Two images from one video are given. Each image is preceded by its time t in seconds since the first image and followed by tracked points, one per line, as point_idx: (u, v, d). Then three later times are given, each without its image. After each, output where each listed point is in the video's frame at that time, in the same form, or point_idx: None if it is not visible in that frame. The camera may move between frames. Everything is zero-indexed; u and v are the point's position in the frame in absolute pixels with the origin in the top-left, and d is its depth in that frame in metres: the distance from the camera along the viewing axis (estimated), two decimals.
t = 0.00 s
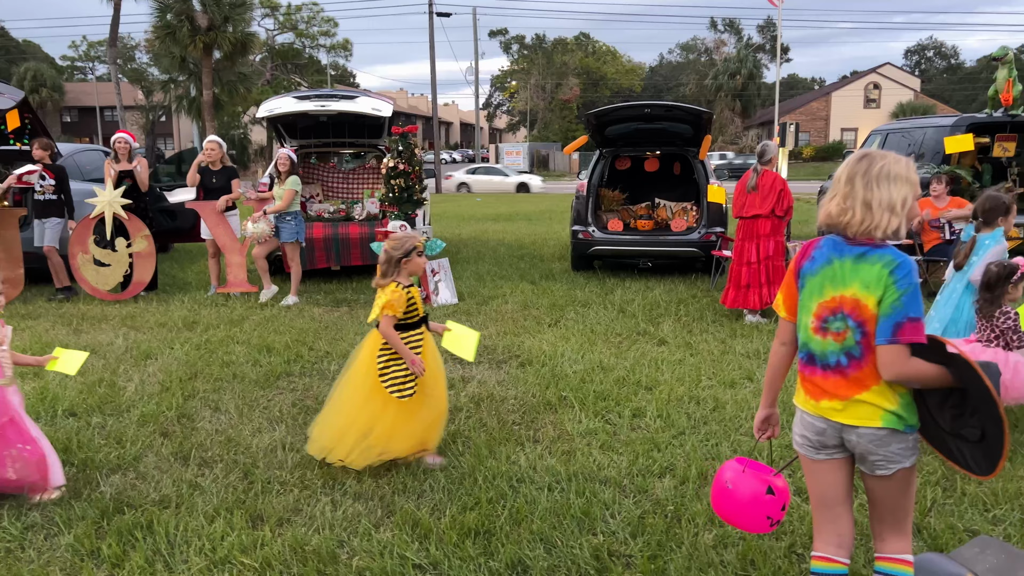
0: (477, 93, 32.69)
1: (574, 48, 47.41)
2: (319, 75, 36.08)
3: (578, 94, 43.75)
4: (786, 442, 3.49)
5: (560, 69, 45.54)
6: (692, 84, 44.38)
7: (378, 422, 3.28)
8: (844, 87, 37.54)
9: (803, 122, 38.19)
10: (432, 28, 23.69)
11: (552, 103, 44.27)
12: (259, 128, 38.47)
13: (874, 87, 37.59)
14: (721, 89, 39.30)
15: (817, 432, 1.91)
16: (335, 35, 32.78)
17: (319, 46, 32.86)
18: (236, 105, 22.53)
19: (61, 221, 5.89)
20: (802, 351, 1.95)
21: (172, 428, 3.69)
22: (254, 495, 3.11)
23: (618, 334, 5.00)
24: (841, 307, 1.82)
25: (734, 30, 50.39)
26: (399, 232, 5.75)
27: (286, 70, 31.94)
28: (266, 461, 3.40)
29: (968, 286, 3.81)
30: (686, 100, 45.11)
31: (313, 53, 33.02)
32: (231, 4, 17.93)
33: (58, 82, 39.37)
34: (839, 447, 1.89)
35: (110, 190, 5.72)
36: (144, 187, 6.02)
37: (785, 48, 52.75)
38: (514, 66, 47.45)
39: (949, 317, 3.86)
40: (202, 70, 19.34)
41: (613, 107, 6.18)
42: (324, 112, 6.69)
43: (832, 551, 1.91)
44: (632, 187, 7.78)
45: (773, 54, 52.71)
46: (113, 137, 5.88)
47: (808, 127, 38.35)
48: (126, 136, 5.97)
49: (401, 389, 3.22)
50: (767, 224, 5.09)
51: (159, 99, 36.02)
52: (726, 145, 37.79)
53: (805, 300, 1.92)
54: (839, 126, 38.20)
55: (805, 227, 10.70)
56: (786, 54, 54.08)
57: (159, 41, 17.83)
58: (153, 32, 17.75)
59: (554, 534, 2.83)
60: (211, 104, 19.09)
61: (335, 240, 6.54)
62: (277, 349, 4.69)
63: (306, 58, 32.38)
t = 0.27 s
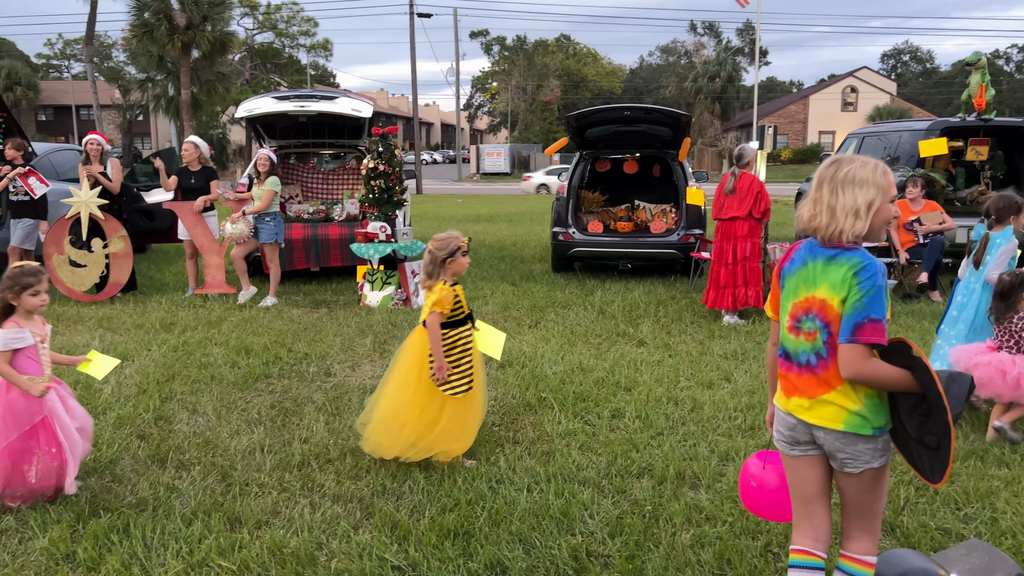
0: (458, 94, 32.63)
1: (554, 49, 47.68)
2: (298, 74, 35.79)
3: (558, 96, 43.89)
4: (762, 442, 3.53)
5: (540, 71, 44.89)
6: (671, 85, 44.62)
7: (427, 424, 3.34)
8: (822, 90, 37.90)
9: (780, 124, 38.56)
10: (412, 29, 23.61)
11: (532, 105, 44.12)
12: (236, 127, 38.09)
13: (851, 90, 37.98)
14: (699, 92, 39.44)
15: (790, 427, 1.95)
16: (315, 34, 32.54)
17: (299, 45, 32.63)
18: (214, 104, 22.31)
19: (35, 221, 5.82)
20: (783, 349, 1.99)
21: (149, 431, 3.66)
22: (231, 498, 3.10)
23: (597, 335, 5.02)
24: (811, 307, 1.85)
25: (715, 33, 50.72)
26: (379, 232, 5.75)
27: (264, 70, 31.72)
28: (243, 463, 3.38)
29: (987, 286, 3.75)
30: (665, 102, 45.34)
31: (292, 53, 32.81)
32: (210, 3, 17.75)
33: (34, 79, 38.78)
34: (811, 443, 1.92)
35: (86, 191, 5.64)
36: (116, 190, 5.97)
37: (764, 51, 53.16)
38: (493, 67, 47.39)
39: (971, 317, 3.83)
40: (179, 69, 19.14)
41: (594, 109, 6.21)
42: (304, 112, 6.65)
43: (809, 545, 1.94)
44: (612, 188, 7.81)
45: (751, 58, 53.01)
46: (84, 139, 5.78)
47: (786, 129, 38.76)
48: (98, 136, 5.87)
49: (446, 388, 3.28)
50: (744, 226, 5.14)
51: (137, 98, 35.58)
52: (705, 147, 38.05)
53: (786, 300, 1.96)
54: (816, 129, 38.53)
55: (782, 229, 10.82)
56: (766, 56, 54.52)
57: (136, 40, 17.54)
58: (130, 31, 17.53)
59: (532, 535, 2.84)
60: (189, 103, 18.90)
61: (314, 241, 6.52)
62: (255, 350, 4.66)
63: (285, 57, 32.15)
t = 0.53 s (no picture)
0: (435, 97, 32.58)
1: (530, 53, 47.95)
2: (273, 75, 35.46)
3: (533, 100, 43.93)
4: (734, 444, 3.56)
5: (515, 75, 44.57)
6: (647, 90, 44.95)
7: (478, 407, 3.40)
8: (794, 96, 38.36)
9: (752, 129, 39.00)
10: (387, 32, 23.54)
11: (509, 108, 43.96)
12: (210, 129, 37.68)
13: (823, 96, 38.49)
14: (673, 97, 39.77)
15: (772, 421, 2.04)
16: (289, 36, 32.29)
17: (273, 47, 32.39)
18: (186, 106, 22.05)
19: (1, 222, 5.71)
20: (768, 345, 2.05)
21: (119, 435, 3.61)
22: (202, 502, 3.06)
23: (573, 338, 5.04)
24: (787, 305, 1.90)
25: (690, 38, 51.18)
26: (353, 235, 5.71)
27: (240, 71, 31.45)
28: (215, 468, 3.35)
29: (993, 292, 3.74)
30: (640, 106, 45.63)
31: (266, 54, 32.55)
32: (183, 4, 17.55)
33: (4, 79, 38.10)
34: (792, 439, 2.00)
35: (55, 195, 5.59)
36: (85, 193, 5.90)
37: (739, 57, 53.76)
38: (471, 70, 47.36)
39: (978, 319, 3.81)
40: (150, 70, 18.91)
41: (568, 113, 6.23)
42: (277, 114, 6.60)
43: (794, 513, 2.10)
44: (587, 192, 7.85)
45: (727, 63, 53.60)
46: (53, 140, 5.71)
47: (759, 134, 39.21)
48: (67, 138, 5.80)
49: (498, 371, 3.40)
50: (716, 229, 5.19)
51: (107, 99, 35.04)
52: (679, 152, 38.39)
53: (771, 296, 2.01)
54: (790, 134, 38.96)
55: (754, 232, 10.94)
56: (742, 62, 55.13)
57: (107, 41, 17.29)
58: (100, 31, 17.29)
59: (506, 538, 2.84)
60: (161, 104, 18.67)
61: (288, 244, 6.49)
62: (227, 354, 4.62)
63: (259, 59, 31.90)
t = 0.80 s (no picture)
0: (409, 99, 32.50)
1: (502, 56, 47.84)
2: (244, 76, 35.08)
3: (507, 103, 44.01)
4: (705, 445, 3.59)
5: (489, 77, 44.74)
6: (619, 95, 45.31)
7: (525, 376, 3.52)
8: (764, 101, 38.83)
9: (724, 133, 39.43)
10: (359, 34, 23.45)
11: (483, 111, 44.01)
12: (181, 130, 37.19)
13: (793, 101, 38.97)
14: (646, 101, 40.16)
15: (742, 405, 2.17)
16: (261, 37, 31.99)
17: (244, 48, 32.08)
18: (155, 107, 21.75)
19: None
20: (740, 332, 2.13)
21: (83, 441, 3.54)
22: (169, 508, 3.01)
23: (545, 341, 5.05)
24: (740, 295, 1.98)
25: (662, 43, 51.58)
26: (325, 237, 5.75)
27: (211, 71, 31.18)
28: (181, 473, 3.30)
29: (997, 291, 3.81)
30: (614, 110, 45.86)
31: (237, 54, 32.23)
32: (152, 3, 17.31)
33: None
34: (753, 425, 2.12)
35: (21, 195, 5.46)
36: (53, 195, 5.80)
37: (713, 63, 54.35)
38: (445, 72, 47.27)
39: (980, 316, 3.88)
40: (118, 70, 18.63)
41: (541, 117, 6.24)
42: (247, 115, 6.54)
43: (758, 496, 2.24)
44: (560, 195, 7.87)
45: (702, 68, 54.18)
46: (20, 138, 5.59)
47: (731, 138, 39.72)
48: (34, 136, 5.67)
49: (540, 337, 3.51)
50: (688, 233, 5.23)
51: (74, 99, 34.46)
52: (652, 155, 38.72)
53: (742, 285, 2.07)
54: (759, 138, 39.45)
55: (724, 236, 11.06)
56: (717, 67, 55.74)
57: (74, 39, 17.00)
58: (68, 30, 16.99)
59: (476, 541, 2.83)
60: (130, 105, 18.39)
61: (258, 246, 6.43)
62: (195, 358, 4.56)
63: (230, 60, 31.59)
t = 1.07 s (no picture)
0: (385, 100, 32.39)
1: (481, 59, 47.70)
2: (219, 76, 34.72)
3: (484, 104, 44.04)
4: (677, 446, 3.60)
5: (466, 79, 45.05)
6: (594, 97, 45.51)
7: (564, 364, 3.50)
8: (739, 104, 39.17)
9: (700, 137, 39.70)
10: (335, 35, 23.33)
11: (460, 112, 44.12)
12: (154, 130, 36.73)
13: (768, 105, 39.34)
14: (622, 103, 40.45)
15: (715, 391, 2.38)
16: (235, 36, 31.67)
17: (218, 48, 31.79)
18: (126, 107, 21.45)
19: None
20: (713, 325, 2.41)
21: (48, 446, 3.48)
22: (136, 513, 2.97)
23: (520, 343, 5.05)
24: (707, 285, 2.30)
25: (638, 46, 51.81)
26: (298, 239, 5.65)
27: (183, 71, 30.93)
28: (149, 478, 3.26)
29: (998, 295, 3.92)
30: (592, 112, 46.01)
31: (212, 54, 31.92)
32: (123, 2, 17.08)
33: None
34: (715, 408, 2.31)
35: None
36: (23, 197, 5.72)
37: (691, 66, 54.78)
38: (421, 72, 47.05)
39: (981, 320, 3.98)
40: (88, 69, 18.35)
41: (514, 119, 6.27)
42: (219, 116, 6.50)
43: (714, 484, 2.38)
44: (535, 197, 7.90)
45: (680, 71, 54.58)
46: None
47: (705, 141, 39.89)
48: (6, 137, 5.58)
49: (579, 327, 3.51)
50: (661, 236, 5.27)
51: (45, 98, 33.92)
52: (629, 157, 38.97)
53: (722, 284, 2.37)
54: (735, 141, 39.73)
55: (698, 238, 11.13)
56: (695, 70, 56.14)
57: (42, 38, 16.73)
58: (36, 28, 16.72)
59: (448, 544, 2.82)
60: (102, 105, 18.13)
61: (229, 247, 6.38)
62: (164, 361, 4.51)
63: (204, 59, 31.30)
